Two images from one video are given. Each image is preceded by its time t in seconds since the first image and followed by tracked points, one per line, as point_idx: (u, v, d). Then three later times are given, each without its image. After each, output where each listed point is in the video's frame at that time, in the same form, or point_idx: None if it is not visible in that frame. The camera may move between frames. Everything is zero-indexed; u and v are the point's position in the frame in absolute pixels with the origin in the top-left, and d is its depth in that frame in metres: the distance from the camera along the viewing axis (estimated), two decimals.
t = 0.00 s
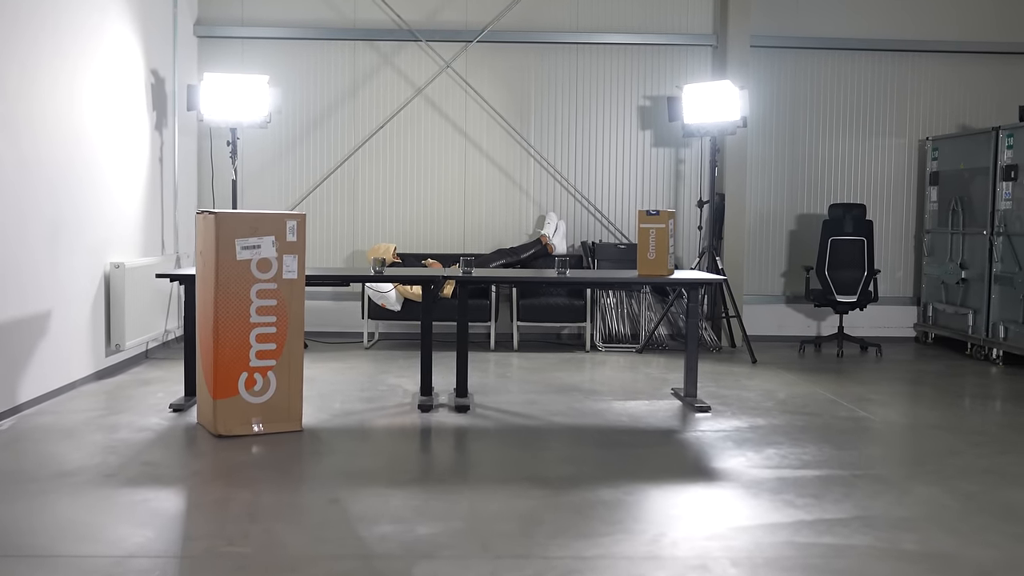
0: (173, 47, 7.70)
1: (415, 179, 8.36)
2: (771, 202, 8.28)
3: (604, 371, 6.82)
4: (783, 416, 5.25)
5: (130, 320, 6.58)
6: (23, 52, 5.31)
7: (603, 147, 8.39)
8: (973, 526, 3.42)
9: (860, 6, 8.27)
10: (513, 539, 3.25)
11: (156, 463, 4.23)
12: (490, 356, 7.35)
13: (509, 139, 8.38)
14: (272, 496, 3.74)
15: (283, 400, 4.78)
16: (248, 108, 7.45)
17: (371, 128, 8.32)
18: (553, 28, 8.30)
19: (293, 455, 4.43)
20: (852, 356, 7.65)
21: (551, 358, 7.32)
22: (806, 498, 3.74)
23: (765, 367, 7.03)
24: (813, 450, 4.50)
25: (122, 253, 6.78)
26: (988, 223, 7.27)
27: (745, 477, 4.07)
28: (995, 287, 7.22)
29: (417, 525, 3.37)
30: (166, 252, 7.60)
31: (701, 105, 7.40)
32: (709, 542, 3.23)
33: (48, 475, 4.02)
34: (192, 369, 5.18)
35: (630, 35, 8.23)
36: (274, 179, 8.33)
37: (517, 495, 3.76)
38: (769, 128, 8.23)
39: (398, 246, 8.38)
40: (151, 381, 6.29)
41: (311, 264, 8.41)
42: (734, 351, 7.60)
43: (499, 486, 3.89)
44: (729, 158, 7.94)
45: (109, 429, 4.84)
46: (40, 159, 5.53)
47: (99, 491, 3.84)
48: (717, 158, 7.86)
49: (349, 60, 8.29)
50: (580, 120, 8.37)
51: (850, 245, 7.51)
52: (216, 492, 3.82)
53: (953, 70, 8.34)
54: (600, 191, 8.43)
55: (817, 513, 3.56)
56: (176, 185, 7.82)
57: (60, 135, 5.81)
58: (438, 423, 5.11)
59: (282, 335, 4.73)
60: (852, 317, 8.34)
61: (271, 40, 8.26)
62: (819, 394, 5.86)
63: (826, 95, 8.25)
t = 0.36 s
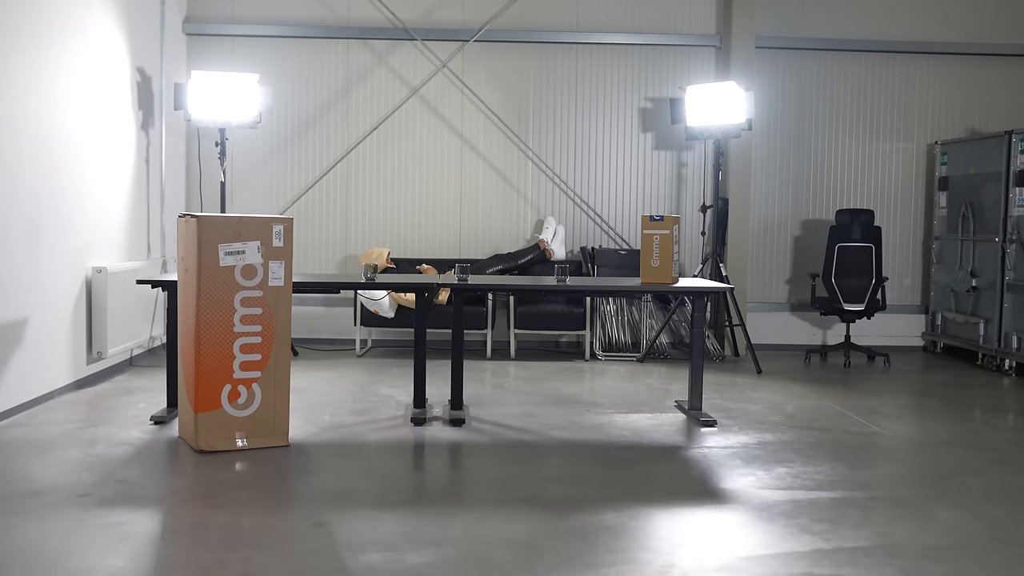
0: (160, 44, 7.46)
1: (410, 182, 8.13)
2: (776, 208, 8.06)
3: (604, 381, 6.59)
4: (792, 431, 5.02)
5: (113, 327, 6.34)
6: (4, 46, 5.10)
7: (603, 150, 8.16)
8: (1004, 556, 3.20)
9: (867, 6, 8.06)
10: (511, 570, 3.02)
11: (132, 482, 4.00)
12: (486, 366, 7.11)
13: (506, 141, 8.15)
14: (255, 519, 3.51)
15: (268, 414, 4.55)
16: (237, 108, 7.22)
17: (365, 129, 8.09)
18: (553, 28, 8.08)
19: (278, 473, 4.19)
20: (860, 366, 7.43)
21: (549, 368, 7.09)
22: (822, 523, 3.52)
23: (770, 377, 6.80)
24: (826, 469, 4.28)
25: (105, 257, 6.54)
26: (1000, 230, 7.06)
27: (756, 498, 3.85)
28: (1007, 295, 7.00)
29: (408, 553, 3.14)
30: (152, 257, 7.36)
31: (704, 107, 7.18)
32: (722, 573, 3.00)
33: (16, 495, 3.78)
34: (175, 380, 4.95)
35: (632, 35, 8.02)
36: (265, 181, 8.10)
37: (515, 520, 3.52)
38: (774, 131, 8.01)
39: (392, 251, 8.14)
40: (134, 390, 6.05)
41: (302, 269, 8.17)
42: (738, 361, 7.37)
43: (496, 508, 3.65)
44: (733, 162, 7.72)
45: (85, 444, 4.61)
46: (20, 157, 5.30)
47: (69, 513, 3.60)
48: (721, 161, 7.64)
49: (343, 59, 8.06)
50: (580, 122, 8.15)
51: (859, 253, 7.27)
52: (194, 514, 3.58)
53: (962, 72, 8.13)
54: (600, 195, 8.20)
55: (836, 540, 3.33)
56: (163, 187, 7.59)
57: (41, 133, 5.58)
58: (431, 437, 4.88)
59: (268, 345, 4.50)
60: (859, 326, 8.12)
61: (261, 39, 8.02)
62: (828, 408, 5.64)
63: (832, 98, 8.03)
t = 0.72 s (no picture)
0: (142, 46, 7.21)
1: (400, 189, 7.89)
2: (778, 216, 7.83)
3: (601, 396, 6.34)
4: (801, 450, 4.78)
5: (89, 340, 6.07)
6: None
7: (599, 156, 7.93)
8: None
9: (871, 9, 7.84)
10: None
11: (101, 509, 3.74)
12: (479, 380, 6.86)
13: (500, 147, 7.91)
14: (230, 551, 3.25)
15: (247, 434, 4.29)
16: (221, 112, 6.97)
17: (354, 134, 7.85)
18: (548, 30, 7.85)
19: (257, 498, 3.93)
20: (865, 380, 7.20)
21: (544, 382, 6.84)
22: (841, 555, 3.27)
23: (773, 392, 6.56)
24: (840, 492, 4.03)
25: (83, 266, 6.27)
26: (1009, 239, 6.83)
27: (768, 526, 3.60)
28: (1018, 307, 6.77)
29: None
30: (132, 266, 7.09)
31: (704, 112, 6.96)
32: None
33: None
34: (150, 397, 4.69)
35: (629, 38, 7.79)
36: (250, 189, 7.84)
37: (511, 552, 3.27)
38: (775, 137, 7.78)
39: (382, 260, 7.89)
40: (110, 406, 5.78)
41: (290, 279, 7.91)
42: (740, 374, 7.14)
43: (490, 539, 3.40)
44: (734, 169, 7.49)
45: (54, 466, 4.35)
46: None
47: (30, 543, 3.34)
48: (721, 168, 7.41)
49: (331, 62, 7.82)
50: (576, 127, 7.91)
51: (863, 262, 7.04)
52: (165, 546, 3.33)
53: (968, 77, 7.92)
54: (597, 203, 7.96)
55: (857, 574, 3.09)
56: (145, 194, 7.34)
57: (16, 136, 5.32)
58: (421, 458, 4.63)
59: (248, 361, 4.24)
60: (863, 338, 7.89)
61: (247, 41, 7.78)
62: (836, 424, 5.40)
63: (834, 103, 7.81)
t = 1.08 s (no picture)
0: (117, 50, 6.94)
1: (386, 198, 7.63)
2: (776, 223, 7.60)
3: (597, 411, 6.09)
4: (809, 470, 4.54)
5: (59, 358, 5.79)
6: None
7: (592, 162, 7.69)
8: None
9: (870, 9, 7.62)
10: None
11: (62, 544, 3.46)
12: (469, 395, 6.61)
13: (489, 153, 7.66)
14: None
15: (222, 460, 4.02)
16: (200, 118, 6.71)
17: (338, 141, 7.59)
18: (538, 33, 7.61)
19: (232, 529, 3.67)
20: (868, 391, 6.96)
21: (537, 396, 6.59)
22: None
23: (775, 405, 6.33)
24: (855, 518, 3.79)
25: (54, 280, 6.00)
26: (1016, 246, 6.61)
27: (782, 556, 3.36)
28: None
29: None
30: (107, 279, 6.81)
31: (700, 116, 6.73)
32: None
33: None
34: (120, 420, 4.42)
35: (621, 40, 7.56)
36: (230, 198, 7.58)
37: None
38: (773, 142, 7.56)
39: (367, 271, 7.63)
40: (81, 427, 5.51)
41: (273, 293, 7.64)
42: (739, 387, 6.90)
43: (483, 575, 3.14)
44: (731, 175, 7.26)
45: (16, 495, 4.08)
46: None
47: None
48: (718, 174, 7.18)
49: (314, 67, 7.56)
50: (567, 133, 7.67)
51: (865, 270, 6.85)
52: None
53: (970, 79, 7.71)
54: (590, 210, 7.71)
55: None
56: (120, 204, 7.06)
57: None
58: (409, 482, 4.37)
59: (222, 382, 3.98)
60: (864, 348, 7.66)
61: (227, 44, 7.52)
62: (843, 441, 5.16)
63: (831, 106, 7.59)
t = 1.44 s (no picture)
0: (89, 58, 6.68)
1: (371, 208, 7.38)
2: (773, 229, 7.37)
3: (592, 428, 5.84)
4: (818, 489, 4.30)
5: (28, 379, 5.52)
6: None
7: (583, 168, 7.45)
8: None
9: (867, 8, 7.41)
10: None
11: None
12: (459, 412, 6.35)
13: (476, 160, 7.41)
14: None
15: (194, 488, 3.75)
16: (175, 127, 6.46)
17: (320, 149, 7.34)
18: (526, 35, 7.38)
19: (203, 564, 3.40)
20: (871, 401, 6.73)
21: (529, 412, 6.34)
22: None
23: (777, 418, 6.08)
24: (871, 541, 3.55)
25: (22, 298, 5.73)
26: None
27: None
28: None
29: None
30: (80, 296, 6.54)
31: (695, 119, 6.50)
32: None
33: None
34: (86, 447, 4.15)
35: (612, 42, 7.33)
36: (209, 209, 7.32)
37: None
38: (769, 145, 7.33)
39: (353, 284, 7.37)
40: (50, 453, 5.23)
41: (256, 308, 7.37)
42: (738, 399, 6.66)
43: None
44: (727, 179, 7.04)
45: None
46: None
47: None
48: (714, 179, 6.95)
49: (295, 73, 7.32)
50: (558, 138, 7.43)
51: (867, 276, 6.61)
52: None
53: (970, 79, 7.50)
54: (582, 219, 7.47)
55: None
56: (94, 218, 6.79)
57: None
58: (394, 508, 4.11)
59: (193, 405, 3.72)
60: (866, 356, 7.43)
61: (204, 51, 7.27)
62: (851, 456, 4.92)
63: (828, 108, 7.38)
